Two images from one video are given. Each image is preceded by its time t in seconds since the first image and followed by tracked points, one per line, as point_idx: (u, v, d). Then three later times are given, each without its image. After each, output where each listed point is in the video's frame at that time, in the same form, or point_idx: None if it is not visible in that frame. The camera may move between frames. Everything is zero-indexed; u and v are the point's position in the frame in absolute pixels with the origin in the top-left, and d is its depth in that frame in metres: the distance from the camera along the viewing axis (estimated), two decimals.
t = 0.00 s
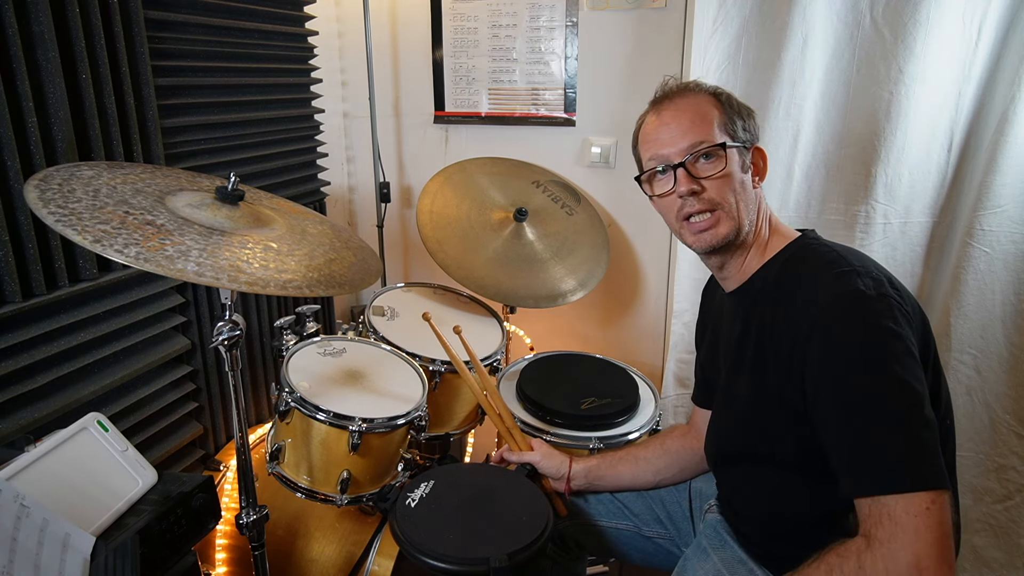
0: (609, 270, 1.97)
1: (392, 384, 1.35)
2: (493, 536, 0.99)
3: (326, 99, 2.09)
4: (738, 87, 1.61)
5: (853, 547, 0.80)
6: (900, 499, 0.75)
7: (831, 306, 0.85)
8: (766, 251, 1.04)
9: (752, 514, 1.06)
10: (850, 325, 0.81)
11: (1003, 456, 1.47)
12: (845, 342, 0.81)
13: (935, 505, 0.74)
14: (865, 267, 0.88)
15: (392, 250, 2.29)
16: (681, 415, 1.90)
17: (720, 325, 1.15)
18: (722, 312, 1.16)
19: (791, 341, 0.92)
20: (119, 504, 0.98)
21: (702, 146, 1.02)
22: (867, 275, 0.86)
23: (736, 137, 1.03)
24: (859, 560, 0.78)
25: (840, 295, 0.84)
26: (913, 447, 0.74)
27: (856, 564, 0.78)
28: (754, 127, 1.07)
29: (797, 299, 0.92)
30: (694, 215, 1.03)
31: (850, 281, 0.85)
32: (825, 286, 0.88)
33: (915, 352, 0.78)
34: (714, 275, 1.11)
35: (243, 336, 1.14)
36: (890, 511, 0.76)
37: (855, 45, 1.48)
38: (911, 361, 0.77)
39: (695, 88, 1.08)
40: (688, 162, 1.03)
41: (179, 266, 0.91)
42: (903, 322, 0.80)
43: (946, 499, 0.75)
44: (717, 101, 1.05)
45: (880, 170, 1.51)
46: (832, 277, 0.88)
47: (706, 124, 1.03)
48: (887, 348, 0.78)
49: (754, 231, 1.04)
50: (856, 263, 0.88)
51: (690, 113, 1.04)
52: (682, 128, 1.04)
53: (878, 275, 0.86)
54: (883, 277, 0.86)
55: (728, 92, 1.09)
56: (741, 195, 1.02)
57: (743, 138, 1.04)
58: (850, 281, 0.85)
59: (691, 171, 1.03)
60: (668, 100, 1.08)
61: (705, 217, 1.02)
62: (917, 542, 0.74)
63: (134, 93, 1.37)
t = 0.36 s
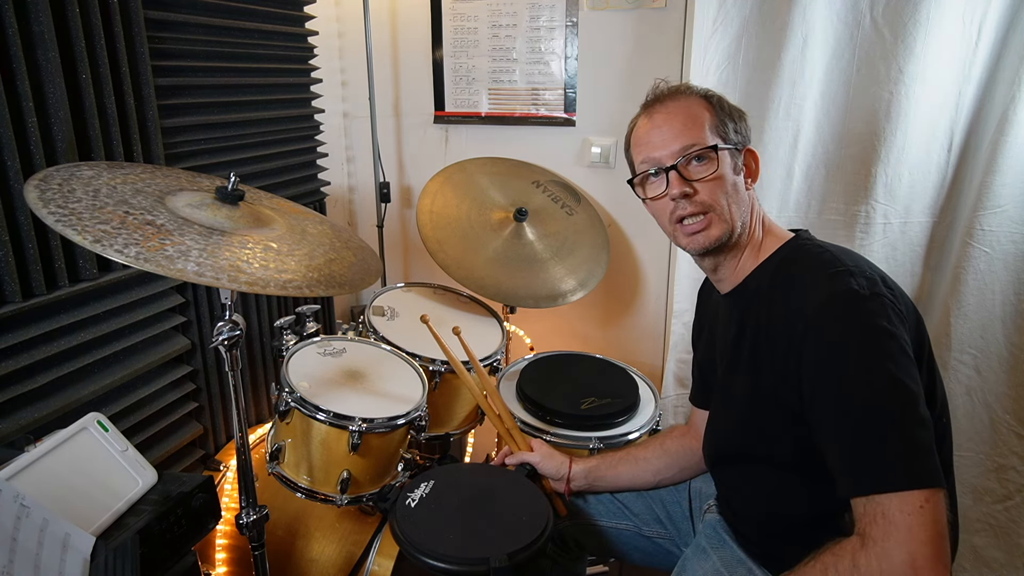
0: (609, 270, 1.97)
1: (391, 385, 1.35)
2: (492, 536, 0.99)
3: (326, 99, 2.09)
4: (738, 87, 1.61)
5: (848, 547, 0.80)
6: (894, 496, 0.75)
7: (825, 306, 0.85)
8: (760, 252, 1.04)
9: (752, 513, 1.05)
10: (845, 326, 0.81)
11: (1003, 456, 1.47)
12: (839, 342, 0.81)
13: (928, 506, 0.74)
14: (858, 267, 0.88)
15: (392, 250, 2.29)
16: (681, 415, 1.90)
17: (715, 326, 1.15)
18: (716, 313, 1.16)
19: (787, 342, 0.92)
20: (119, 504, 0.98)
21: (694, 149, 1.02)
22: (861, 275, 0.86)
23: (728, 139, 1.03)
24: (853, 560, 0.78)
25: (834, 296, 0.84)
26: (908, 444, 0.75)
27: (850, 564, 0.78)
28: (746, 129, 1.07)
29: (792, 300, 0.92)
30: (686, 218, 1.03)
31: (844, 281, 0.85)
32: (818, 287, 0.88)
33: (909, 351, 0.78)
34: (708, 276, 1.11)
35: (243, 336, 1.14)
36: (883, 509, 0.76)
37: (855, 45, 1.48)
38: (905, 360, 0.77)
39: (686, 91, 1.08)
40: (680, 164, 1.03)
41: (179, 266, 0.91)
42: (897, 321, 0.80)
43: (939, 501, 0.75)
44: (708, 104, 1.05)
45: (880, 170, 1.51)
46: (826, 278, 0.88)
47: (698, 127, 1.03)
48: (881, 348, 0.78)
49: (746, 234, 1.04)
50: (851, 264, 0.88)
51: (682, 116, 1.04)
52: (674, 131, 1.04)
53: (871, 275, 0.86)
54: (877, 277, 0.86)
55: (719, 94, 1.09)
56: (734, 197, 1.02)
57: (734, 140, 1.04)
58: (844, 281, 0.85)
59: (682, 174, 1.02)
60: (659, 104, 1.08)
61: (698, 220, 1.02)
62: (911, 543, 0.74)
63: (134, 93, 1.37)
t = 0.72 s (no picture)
0: (608, 270, 1.97)
1: (391, 385, 1.35)
2: (492, 536, 0.99)
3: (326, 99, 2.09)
4: (738, 87, 1.61)
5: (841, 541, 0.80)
6: (886, 493, 0.75)
7: (823, 306, 0.85)
8: (758, 252, 1.04)
9: (752, 513, 1.06)
10: (842, 326, 0.81)
11: (1003, 456, 1.47)
12: (837, 342, 0.81)
13: (922, 504, 0.74)
14: (857, 267, 0.88)
15: (392, 250, 2.29)
16: (681, 414, 1.90)
17: (715, 326, 1.15)
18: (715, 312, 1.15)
19: (785, 342, 0.92)
20: (119, 504, 0.98)
21: (690, 149, 1.02)
22: (859, 274, 0.86)
23: (725, 139, 1.03)
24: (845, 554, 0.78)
25: (833, 294, 0.84)
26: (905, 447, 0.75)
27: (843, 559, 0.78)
28: (743, 129, 1.07)
29: (791, 299, 0.92)
30: (682, 218, 1.03)
31: (842, 280, 0.85)
32: (817, 287, 0.88)
33: (907, 352, 0.78)
34: (706, 276, 1.11)
35: (243, 336, 1.14)
36: (876, 505, 0.76)
37: (855, 45, 1.48)
38: (902, 360, 0.78)
39: (683, 91, 1.08)
40: (676, 164, 1.03)
41: (179, 266, 0.91)
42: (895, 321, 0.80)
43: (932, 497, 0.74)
44: (705, 104, 1.05)
45: (880, 170, 1.51)
46: (825, 277, 0.88)
47: (694, 127, 1.03)
48: (879, 349, 0.78)
49: (744, 234, 1.04)
50: (850, 263, 0.88)
51: (678, 116, 1.04)
52: (670, 132, 1.04)
53: (871, 274, 0.86)
54: (876, 276, 0.86)
55: (716, 95, 1.09)
56: (731, 197, 1.02)
57: (731, 140, 1.04)
58: (843, 281, 0.85)
59: (678, 175, 1.03)
60: (656, 104, 1.08)
61: (694, 220, 1.03)
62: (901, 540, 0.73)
63: (134, 92, 1.37)
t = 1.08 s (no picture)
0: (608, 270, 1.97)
1: (392, 384, 1.36)
2: (492, 536, 0.99)
3: (326, 99, 2.09)
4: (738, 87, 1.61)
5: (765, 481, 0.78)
6: (826, 444, 0.74)
7: (822, 299, 0.85)
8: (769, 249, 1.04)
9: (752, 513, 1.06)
10: (839, 316, 0.81)
11: (1003, 456, 1.47)
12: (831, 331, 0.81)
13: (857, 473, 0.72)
14: (864, 263, 0.87)
15: (392, 250, 2.29)
16: (681, 414, 1.90)
17: (724, 324, 1.15)
18: (723, 312, 1.16)
19: (788, 335, 0.92)
20: (119, 504, 0.99)
21: (705, 143, 1.02)
22: (862, 271, 0.86)
23: (741, 135, 1.03)
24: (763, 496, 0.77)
25: (837, 286, 0.84)
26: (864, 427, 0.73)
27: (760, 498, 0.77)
28: (760, 123, 1.07)
29: (797, 294, 0.92)
30: (694, 212, 1.04)
31: (849, 275, 0.85)
32: (819, 281, 0.88)
33: (897, 342, 0.77)
34: (717, 271, 1.12)
35: (243, 336, 1.14)
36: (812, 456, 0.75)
37: (855, 45, 1.48)
38: (889, 349, 0.76)
39: (702, 85, 1.08)
40: (690, 158, 1.03)
41: (179, 266, 0.91)
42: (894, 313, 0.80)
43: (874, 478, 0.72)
44: (722, 98, 1.05)
45: (880, 169, 1.51)
46: (831, 272, 0.88)
47: (710, 121, 1.03)
48: (868, 335, 0.77)
49: (755, 230, 1.04)
50: (855, 261, 0.88)
51: (695, 110, 1.04)
52: (688, 125, 1.04)
53: (876, 271, 0.86)
54: (883, 273, 0.86)
55: (734, 89, 1.08)
56: (744, 192, 1.02)
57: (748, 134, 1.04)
58: (849, 275, 0.85)
59: (694, 168, 1.03)
60: (673, 97, 1.08)
61: (706, 214, 1.03)
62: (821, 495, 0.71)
63: (134, 93, 1.37)
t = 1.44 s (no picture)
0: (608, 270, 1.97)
1: (392, 384, 1.36)
2: (492, 536, 0.99)
3: (326, 99, 2.09)
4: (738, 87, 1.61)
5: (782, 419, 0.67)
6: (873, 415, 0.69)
7: (829, 291, 0.87)
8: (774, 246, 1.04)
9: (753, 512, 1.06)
10: (844, 304, 0.83)
11: (1004, 456, 1.47)
12: (837, 317, 0.82)
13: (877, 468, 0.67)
14: (869, 257, 0.89)
15: (392, 250, 2.29)
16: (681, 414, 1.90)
17: (728, 326, 1.16)
18: (728, 313, 1.17)
19: (795, 329, 0.93)
20: (119, 504, 0.99)
21: (709, 143, 1.03)
22: (868, 265, 0.87)
23: (744, 134, 1.04)
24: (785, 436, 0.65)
25: (843, 281, 0.86)
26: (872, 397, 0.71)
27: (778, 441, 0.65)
28: (762, 121, 1.07)
29: (804, 288, 0.94)
30: (700, 212, 1.04)
31: (856, 268, 0.87)
32: (827, 275, 0.90)
33: (901, 325, 0.78)
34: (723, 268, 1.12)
35: (243, 336, 1.14)
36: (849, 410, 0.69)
37: (855, 45, 1.48)
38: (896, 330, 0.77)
39: (704, 86, 1.08)
40: (694, 159, 1.03)
41: (179, 266, 0.91)
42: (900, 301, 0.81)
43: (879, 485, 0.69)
44: (725, 99, 1.06)
45: (880, 169, 1.51)
46: (838, 267, 0.89)
47: (713, 122, 1.03)
48: (874, 317, 0.78)
49: (760, 228, 1.04)
50: (861, 257, 0.90)
51: (698, 111, 1.04)
52: (689, 127, 1.04)
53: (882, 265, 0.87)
54: (889, 266, 0.87)
55: (737, 90, 1.09)
56: (748, 191, 1.03)
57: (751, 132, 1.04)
58: (855, 269, 0.87)
59: (699, 167, 1.03)
60: (676, 98, 1.09)
61: (712, 213, 1.03)
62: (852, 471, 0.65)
63: (134, 93, 1.37)
